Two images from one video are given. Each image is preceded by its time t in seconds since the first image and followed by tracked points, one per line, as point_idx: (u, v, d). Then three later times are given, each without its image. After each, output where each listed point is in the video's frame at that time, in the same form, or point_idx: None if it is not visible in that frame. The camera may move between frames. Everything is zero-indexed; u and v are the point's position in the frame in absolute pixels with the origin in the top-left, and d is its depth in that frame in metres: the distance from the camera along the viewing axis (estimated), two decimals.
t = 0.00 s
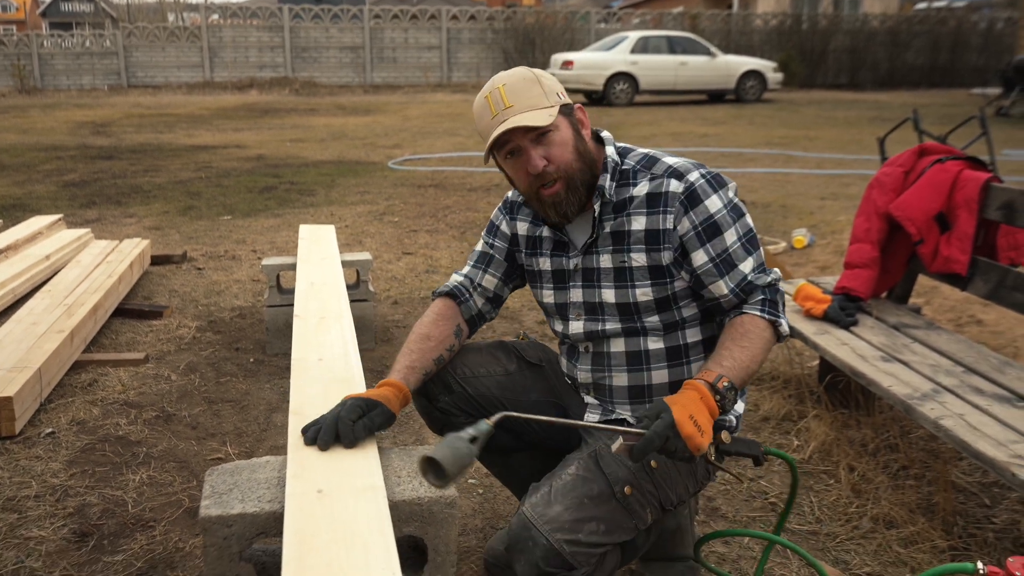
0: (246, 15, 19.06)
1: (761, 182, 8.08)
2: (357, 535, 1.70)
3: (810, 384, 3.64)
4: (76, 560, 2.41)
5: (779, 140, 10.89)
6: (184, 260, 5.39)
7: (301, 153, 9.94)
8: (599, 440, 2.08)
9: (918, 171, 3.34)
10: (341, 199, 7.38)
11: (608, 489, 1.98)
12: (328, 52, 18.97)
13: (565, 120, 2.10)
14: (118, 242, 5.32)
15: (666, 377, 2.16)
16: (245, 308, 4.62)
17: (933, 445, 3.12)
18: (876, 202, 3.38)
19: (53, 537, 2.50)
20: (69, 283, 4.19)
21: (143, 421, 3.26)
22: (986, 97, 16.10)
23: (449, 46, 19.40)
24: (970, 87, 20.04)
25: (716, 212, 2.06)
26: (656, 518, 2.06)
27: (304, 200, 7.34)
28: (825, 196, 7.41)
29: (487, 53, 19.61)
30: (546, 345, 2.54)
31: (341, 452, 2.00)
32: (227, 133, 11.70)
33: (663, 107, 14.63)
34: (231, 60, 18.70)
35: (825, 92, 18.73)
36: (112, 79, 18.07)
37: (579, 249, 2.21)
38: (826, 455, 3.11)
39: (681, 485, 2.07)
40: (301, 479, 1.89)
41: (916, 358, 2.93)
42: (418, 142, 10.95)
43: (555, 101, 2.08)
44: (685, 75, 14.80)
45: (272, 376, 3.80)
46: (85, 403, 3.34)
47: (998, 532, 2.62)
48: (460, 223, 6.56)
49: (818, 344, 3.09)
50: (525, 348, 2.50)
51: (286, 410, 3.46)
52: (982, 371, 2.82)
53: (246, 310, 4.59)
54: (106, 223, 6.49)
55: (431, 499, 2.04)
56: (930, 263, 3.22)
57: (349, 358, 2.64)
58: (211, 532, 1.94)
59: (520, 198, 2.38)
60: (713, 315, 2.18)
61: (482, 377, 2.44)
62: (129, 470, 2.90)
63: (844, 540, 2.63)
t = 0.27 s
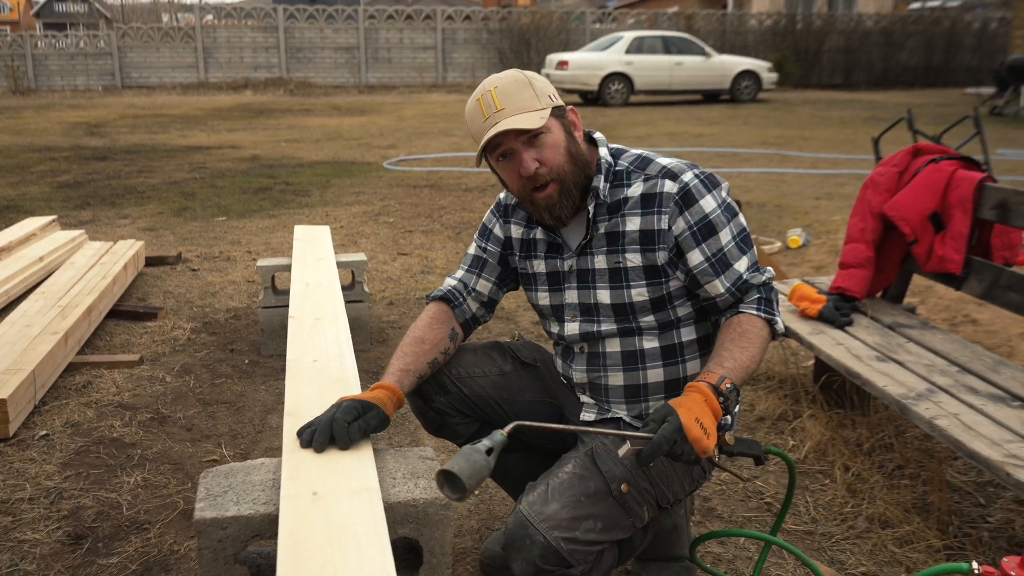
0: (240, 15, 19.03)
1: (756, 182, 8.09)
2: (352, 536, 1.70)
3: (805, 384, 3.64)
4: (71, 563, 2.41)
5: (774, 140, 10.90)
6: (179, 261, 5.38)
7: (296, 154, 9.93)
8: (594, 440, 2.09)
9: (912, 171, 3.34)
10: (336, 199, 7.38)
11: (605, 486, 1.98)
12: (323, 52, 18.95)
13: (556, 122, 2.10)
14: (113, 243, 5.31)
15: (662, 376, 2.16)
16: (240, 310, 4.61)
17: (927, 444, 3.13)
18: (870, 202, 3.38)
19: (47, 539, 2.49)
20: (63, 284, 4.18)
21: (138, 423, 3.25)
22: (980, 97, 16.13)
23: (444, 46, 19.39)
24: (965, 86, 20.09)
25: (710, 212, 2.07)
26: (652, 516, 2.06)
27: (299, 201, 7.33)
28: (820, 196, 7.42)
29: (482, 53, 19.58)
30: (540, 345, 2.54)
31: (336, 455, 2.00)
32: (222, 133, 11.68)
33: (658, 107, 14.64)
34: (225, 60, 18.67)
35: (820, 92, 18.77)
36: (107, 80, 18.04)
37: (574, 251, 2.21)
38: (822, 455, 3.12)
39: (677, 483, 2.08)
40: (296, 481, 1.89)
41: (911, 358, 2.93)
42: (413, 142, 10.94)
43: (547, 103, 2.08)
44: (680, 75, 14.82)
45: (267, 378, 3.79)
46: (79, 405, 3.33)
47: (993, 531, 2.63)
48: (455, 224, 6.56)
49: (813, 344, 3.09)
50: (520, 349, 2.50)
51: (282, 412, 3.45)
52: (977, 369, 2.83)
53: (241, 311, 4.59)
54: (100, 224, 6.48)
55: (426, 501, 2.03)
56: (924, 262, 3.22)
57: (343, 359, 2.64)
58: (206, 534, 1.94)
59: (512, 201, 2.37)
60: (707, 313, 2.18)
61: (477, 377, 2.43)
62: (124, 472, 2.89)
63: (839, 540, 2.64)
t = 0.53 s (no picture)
0: (239, 15, 19.01)
1: (755, 182, 8.09)
2: (352, 536, 1.70)
3: (804, 383, 3.64)
4: (70, 563, 2.41)
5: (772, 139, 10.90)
6: (178, 261, 5.38)
7: (295, 154, 9.91)
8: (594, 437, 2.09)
9: (911, 171, 3.34)
10: (334, 199, 7.37)
11: (607, 482, 1.98)
12: (321, 52, 18.94)
13: (551, 128, 2.09)
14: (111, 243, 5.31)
15: (662, 375, 2.16)
16: (239, 309, 4.61)
17: (927, 443, 3.13)
18: (869, 201, 3.38)
19: (47, 540, 2.49)
20: (61, 285, 4.18)
21: (137, 423, 3.25)
22: (978, 96, 16.14)
23: (443, 46, 19.37)
24: (963, 86, 20.09)
25: (709, 213, 2.06)
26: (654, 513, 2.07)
27: (298, 201, 7.33)
28: (819, 195, 7.42)
29: (480, 52, 19.56)
30: (542, 343, 2.54)
31: (337, 455, 2.00)
32: (221, 133, 11.67)
33: (657, 107, 14.64)
34: (223, 60, 18.66)
35: (818, 91, 18.78)
36: (105, 80, 18.03)
37: (573, 251, 2.21)
38: (822, 454, 3.12)
39: (679, 481, 2.08)
40: (295, 481, 1.89)
41: (910, 358, 2.93)
42: (412, 142, 10.94)
43: (540, 110, 2.07)
44: (678, 74, 14.82)
45: (266, 378, 3.79)
46: (78, 405, 3.32)
47: (992, 530, 2.63)
48: (454, 223, 6.56)
49: (812, 344, 3.09)
50: (521, 347, 2.50)
51: (281, 412, 3.45)
52: (977, 369, 2.83)
53: (239, 311, 4.58)
54: (99, 224, 6.47)
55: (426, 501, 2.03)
56: (923, 262, 3.22)
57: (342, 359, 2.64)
58: (205, 534, 1.94)
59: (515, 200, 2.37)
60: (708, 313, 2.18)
61: (478, 374, 2.43)
62: (123, 473, 2.89)
63: (839, 539, 2.64)
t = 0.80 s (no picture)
0: (238, 14, 19.00)
1: (754, 181, 8.10)
2: (351, 535, 1.70)
3: (804, 382, 3.65)
4: (70, 562, 2.41)
5: (771, 139, 10.91)
6: (177, 260, 5.37)
7: (294, 153, 9.91)
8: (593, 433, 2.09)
9: (911, 168, 3.34)
10: (334, 199, 7.37)
11: (607, 478, 1.99)
12: (320, 51, 18.93)
13: (539, 128, 2.06)
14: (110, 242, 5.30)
15: (662, 372, 2.17)
16: (239, 309, 4.61)
17: (925, 442, 3.14)
18: (869, 199, 3.38)
19: (46, 539, 2.49)
20: (61, 284, 4.18)
21: (137, 422, 3.25)
22: (977, 96, 16.15)
23: (442, 45, 19.36)
24: (962, 85, 20.10)
25: (709, 210, 2.06)
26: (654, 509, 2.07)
27: (297, 200, 7.33)
28: (818, 195, 7.43)
29: (480, 52, 19.55)
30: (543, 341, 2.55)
31: (337, 453, 2.00)
32: (220, 133, 11.66)
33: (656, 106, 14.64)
34: (222, 59, 18.65)
35: (817, 91, 18.79)
36: (104, 79, 18.01)
37: (573, 246, 2.21)
38: (821, 453, 3.12)
39: (679, 478, 2.08)
40: (294, 480, 1.89)
41: (910, 356, 2.94)
42: (411, 142, 10.94)
43: (528, 110, 2.05)
44: (678, 74, 14.82)
45: (265, 377, 3.79)
46: (78, 404, 3.32)
47: (991, 529, 2.64)
48: (453, 223, 6.56)
49: (812, 341, 3.10)
50: (522, 344, 2.50)
51: (280, 411, 3.45)
52: (976, 368, 2.83)
53: (239, 311, 4.58)
54: (98, 223, 6.47)
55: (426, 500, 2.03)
56: (923, 260, 3.23)
57: (342, 358, 2.64)
58: (205, 533, 1.94)
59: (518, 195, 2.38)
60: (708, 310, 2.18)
61: (478, 368, 2.43)
62: (123, 472, 2.89)
63: (838, 537, 2.64)
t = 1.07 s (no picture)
0: (237, 14, 19.00)
1: (753, 181, 8.10)
2: (352, 535, 1.70)
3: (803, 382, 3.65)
4: (71, 562, 2.41)
5: (770, 138, 10.91)
6: (177, 260, 5.38)
7: (293, 153, 9.91)
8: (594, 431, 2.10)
9: (910, 169, 3.34)
10: (333, 199, 7.37)
11: (608, 475, 1.99)
12: (320, 51, 18.93)
13: (541, 130, 2.07)
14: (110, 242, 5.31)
15: (661, 373, 2.18)
16: (238, 309, 4.61)
17: (925, 442, 3.15)
18: (867, 200, 3.38)
19: (47, 539, 2.49)
20: (61, 284, 4.18)
21: (137, 423, 3.25)
22: (976, 95, 16.17)
23: (441, 45, 19.36)
24: (961, 85, 20.11)
25: (708, 211, 2.06)
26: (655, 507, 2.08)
27: (297, 200, 7.33)
28: (817, 194, 7.43)
29: (479, 52, 19.56)
30: (544, 341, 2.55)
31: (337, 453, 2.00)
32: (219, 133, 11.66)
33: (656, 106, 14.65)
34: (222, 59, 18.64)
35: (816, 90, 18.79)
36: (103, 79, 18.01)
37: (573, 247, 2.21)
38: (820, 453, 3.13)
39: (679, 476, 2.09)
40: (295, 479, 1.89)
41: (909, 356, 2.94)
42: (411, 141, 10.95)
43: (530, 113, 2.06)
44: (677, 73, 14.83)
45: (265, 377, 3.79)
46: (78, 404, 3.33)
47: (990, 528, 2.64)
48: (453, 222, 6.56)
49: (811, 341, 3.10)
50: (522, 344, 2.51)
51: (280, 411, 3.46)
52: (975, 368, 2.84)
53: (238, 311, 4.58)
54: (98, 223, 6.47)
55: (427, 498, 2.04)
56: (922, 260, 3.24)
57: (342, 357, 2.65)
58: (207, 533, 1.95)
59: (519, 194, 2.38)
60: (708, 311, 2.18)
61: (479, 368, 2.44)
62: (123, 472, 2.90)
63: (837, 537, 2.64)
